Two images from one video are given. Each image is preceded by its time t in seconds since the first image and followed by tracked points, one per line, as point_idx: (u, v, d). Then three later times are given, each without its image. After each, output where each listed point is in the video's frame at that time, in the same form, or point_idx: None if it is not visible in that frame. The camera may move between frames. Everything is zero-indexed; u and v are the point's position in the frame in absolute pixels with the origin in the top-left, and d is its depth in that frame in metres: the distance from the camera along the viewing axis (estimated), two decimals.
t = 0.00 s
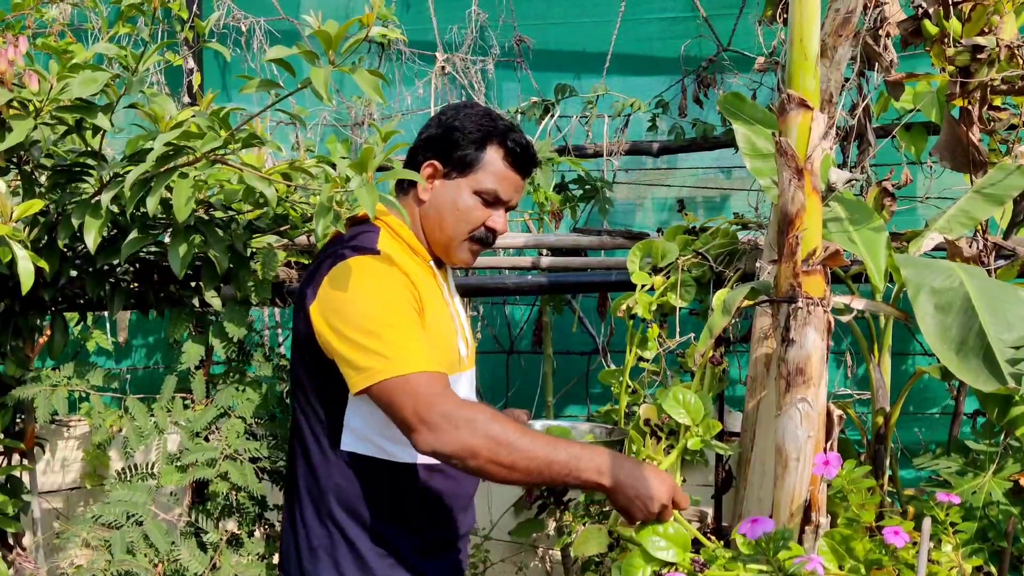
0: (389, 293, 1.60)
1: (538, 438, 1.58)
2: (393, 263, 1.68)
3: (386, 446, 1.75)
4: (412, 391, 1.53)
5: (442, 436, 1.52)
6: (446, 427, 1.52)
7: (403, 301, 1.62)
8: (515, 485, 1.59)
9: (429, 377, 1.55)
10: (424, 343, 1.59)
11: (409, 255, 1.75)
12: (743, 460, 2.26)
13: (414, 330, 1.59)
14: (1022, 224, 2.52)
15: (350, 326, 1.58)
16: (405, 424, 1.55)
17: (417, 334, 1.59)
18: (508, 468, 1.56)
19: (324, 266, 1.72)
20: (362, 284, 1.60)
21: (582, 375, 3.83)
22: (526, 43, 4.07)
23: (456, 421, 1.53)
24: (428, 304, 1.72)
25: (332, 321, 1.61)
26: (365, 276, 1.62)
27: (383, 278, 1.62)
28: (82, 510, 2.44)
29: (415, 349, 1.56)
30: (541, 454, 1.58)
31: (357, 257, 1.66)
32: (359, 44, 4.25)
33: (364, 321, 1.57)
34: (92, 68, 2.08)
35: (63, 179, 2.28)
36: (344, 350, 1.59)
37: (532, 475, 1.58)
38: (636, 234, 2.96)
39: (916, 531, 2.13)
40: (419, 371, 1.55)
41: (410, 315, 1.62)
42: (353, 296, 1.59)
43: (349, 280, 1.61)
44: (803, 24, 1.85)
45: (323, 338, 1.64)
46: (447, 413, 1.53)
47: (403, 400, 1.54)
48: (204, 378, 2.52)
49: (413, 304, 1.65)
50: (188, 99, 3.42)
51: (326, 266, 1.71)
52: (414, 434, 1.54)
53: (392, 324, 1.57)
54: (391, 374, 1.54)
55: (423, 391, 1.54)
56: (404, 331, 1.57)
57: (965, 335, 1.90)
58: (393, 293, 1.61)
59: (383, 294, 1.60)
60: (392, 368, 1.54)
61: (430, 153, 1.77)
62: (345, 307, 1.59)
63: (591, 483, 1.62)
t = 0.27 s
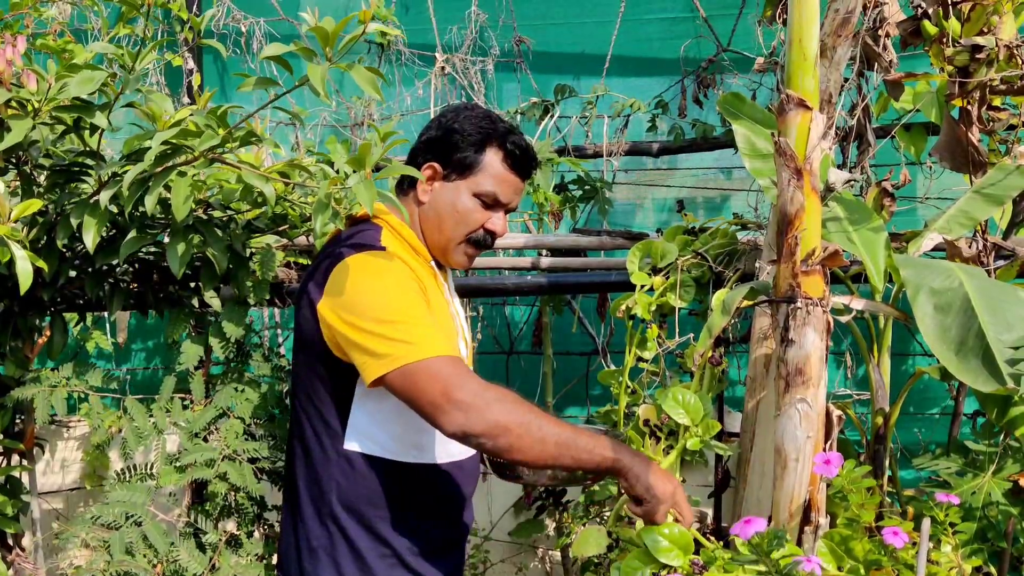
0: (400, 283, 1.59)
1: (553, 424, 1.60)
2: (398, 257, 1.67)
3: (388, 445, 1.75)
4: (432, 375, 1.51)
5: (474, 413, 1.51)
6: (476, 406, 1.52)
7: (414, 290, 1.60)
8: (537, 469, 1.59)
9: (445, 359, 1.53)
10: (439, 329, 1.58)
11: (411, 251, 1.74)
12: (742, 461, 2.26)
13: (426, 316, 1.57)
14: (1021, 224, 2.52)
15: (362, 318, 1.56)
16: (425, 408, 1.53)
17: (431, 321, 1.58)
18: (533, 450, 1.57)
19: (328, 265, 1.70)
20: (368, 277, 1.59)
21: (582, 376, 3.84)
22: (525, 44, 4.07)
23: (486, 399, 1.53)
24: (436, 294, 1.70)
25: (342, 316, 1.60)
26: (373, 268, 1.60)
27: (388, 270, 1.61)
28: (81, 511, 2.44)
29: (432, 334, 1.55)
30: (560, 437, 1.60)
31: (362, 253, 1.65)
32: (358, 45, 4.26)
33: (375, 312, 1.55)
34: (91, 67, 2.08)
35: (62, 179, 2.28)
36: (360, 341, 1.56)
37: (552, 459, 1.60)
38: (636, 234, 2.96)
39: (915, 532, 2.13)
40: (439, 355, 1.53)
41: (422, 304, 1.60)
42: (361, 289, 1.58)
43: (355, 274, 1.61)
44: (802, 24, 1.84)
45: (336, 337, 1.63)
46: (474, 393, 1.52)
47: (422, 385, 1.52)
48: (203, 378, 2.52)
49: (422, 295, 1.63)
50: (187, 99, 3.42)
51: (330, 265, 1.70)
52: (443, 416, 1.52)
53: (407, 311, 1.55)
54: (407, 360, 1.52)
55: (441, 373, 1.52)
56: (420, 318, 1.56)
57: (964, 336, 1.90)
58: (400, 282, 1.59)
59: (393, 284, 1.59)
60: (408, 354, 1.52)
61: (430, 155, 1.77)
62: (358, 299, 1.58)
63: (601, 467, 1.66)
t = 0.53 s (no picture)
0: (406, 279, 1.59)
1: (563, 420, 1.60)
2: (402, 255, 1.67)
3: (392, 443, 1.76)
4: (443, 369, 1.51)
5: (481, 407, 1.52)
6: (490, 398, 1.52)
7: (419, 285, 1.61)
8: (545, 465, 1.59)
9: (455, 353, 1.53)
10: (447, 323, 1.58)
11: (412, 249, 1.74)
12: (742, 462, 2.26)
13: (433, 311, 1.57)
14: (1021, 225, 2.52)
15: (370, 314, 1.56)
16: (437, 402, 1.53)
17: (439, 315, 1.58)
18: (542, 444, 1.56)
19: (332, 263, 1.70)
20: (373, 274, 1.59)
21: (582, 377, 3.84)
22: (525, 45, 4.07)
23: (500, 391, 1.53)
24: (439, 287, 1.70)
25: (350, 315, 1.60)
26: (378, 265, 1.60)
27: (391, 265, 1.61)
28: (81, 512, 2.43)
29: (440, 327, 1.55)
30: (572, 434, 1.60)
31: (366, 250, 1.64)
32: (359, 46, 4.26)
33: (382, 307, 1.55)
34: (92, 69, 2.08)
35: (63, 180, 2.28)
36: (370, 337, 1.57)
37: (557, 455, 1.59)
38: (636, 235, 2.97)
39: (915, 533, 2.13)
40: (448, 349, 1.54)
41: (429, 299, 1.61)
42: (368, 286, 1.58)
43: (360, 272, 1.61)
44: (802, 26, 1.85)
45: (343, 335, 1.63)
46: (485, 386, 1.52)
47: (434, 379, 1.52)
48: (204, 379, 2.53)
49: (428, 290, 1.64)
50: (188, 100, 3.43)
51: (334, 263, 1.69)
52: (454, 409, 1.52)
53: (415, 306, 1.56)
54: (419, 354, 1.52)
55: (453, 367, 1.52)
56: (428, 312, 1.56)
57: (964, 337, 1.90)
58: (405, 278, 1.59)
59: (399, 280, 1.59)
60: (419, 349, 1.53)
61: (429, 154, 1.78)
62: (365, 295, 1.58)
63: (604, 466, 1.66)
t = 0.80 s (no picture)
0: (409, 276, 1.60)
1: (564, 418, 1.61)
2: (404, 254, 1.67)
3: (395, 441, 1.76)
4: (448, 363, 1.52)
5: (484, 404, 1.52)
6: (494, 393, 1.52)
7: (422, 283, 1.61)
8: (549, 462, 1.58)
9: (459, 350, 1.54)
10: (450, 320, 1.59)
11: (412, 247, 1.74)
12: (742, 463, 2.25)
13: (437, 307, 1.58)
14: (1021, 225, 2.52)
15: (374, 311, 1.56)
16: (441, 399, 1.53)
17: (442, 311, 1.58)
18: (544, 442, 1.57)
19: (335, 263, 1.70)
20: (376, 272, 1.59)
21: (582, 378, 3.84)
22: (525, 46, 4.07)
23: (504, 386, 1.53)
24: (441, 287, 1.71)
25: (353, 312, 1.60)
26: (381, 263, 1.61)
27: (394, 263, 1.61)
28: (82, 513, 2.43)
29: (444, 323, 1.56)
30: (573, 433, 1.60)
31: (368, 249, 1.65)
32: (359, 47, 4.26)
33: (386, 303, 1.56)
34: (93, 70, 2.08)
35: (64, 181, 2.29)
36: (374, 333, 1.57)
37: (559, 453, 1.59)
38: (636, 236, 2.97)
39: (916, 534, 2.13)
40: (453, 344, 1.54)
41: (432, 296, 1.61)
42: (372, 283, 1.58)
43: (364, 269, 1.61)
44: (803, 26, 1.85)
45: (346, 333, 1.63)
46: (489, 382, 1.53)
47: (438, 376, 1.53)
48: (205, 380, 2.53)
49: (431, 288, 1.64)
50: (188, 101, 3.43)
51: (336, 263, 1.69)
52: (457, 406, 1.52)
53: (419, 302, 1.56)
54: (423, 351, 1.52)
55: (457, 363, 1.53)
56: (432, 308, 1.56)
57: (964, 338, 1.90)
58: (408, 275, 1.59)
59: (402, 277, 1.59)
60: (423, 345, 1.53)
61: (431, 154, 1.78)
62: (369, 292, 1.58)
63: (606, 465, 1.66)
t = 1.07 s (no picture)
0: (418, 273, 1.60)
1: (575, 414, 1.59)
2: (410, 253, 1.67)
3: (399, 440, 1.76)
4: (458, 356, 1.51)
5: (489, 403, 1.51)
6: (506, 386, 1.52)
7: (430, 280, 1.61)
8: (558, 457, 1.57)
9: (469, 343, 1.54)
10: (459, 316, 1.59)
11: (416, 249, 1.75)
12: (743, 464, 2.25)
13: (444, 303, 1.58)
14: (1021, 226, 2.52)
15: (382, 306, 1.56)
16: (453, 392, 1.53)
17: (450, 307, 1.58)
18: (551, 438, 1.56)
19: (340, 262, 1.70)
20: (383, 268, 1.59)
21: (583, 379, 3.84)
22: (526, 47, 4.07)
23: (514, 379, 1.53)
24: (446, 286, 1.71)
25: (361, 309, 1.59)
26: (390, 259, 1.61)
27: (400, 260, 1.62)
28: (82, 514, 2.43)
29: (452, 318, 1.56)
30: (580, 432, 1.59)
31: (376, 247, 1.65)
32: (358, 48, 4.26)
33: (395, 298, 1.55)
34: (94, 72, 2.08)
35: (64, 183, 2.29)
36: (383, 328, 1.56)
37: (570, 449, 1.58)
38: (636, 237, 2.97)
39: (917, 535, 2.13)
40: (463, 339, 1.54)
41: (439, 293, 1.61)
42: (379, 279, 1.58)
43: (370, 266, 1.61)
44: (803, 28, 1.84)
45: (353, 331, 1.62)
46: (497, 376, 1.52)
47: (449, 368, 1.52)
48: (205, 382, 2.53)
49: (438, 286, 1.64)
50: (189, 103, 3.43)
51: (342, 262, 1.69)
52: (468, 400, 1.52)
53: (428, 296, 1.56)
54: (433, 343, 1.52)
55: (467, 356, 1.52)
56: (440, 303, 1.57)
57: (965, 339, 1.90)
58: (415, 271, 1.59)
59: (410, 272, 1.59)
60: (434, 337, 1.52)
61: (434, 157, 1.78)
62: (378, 287, 1.57)
63: (614, 465, 1.65)
